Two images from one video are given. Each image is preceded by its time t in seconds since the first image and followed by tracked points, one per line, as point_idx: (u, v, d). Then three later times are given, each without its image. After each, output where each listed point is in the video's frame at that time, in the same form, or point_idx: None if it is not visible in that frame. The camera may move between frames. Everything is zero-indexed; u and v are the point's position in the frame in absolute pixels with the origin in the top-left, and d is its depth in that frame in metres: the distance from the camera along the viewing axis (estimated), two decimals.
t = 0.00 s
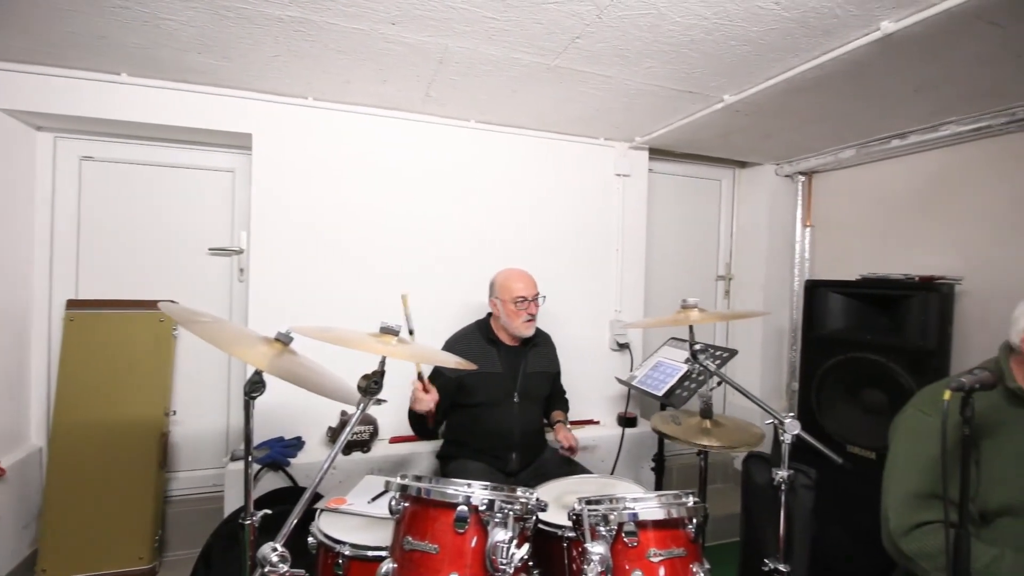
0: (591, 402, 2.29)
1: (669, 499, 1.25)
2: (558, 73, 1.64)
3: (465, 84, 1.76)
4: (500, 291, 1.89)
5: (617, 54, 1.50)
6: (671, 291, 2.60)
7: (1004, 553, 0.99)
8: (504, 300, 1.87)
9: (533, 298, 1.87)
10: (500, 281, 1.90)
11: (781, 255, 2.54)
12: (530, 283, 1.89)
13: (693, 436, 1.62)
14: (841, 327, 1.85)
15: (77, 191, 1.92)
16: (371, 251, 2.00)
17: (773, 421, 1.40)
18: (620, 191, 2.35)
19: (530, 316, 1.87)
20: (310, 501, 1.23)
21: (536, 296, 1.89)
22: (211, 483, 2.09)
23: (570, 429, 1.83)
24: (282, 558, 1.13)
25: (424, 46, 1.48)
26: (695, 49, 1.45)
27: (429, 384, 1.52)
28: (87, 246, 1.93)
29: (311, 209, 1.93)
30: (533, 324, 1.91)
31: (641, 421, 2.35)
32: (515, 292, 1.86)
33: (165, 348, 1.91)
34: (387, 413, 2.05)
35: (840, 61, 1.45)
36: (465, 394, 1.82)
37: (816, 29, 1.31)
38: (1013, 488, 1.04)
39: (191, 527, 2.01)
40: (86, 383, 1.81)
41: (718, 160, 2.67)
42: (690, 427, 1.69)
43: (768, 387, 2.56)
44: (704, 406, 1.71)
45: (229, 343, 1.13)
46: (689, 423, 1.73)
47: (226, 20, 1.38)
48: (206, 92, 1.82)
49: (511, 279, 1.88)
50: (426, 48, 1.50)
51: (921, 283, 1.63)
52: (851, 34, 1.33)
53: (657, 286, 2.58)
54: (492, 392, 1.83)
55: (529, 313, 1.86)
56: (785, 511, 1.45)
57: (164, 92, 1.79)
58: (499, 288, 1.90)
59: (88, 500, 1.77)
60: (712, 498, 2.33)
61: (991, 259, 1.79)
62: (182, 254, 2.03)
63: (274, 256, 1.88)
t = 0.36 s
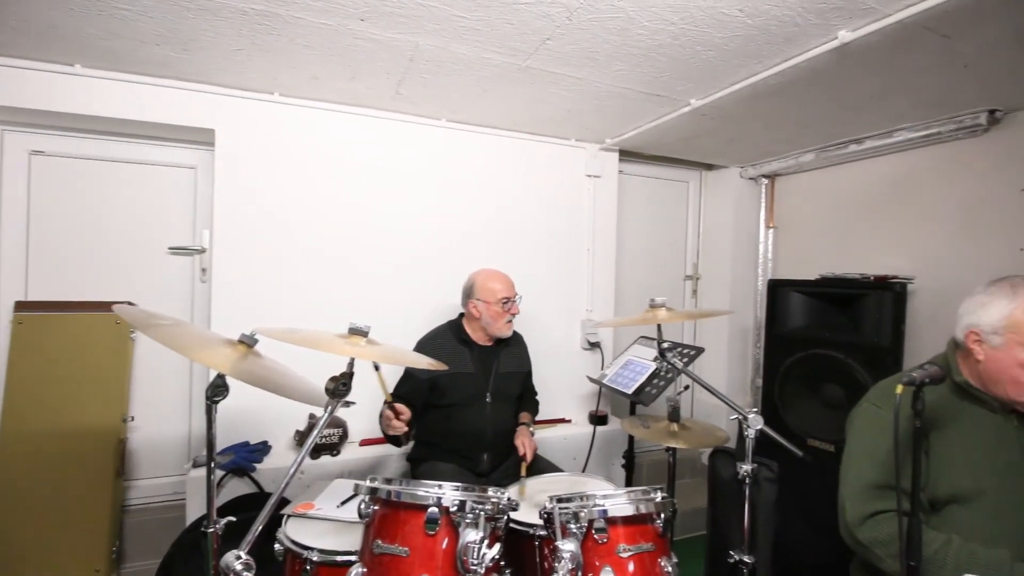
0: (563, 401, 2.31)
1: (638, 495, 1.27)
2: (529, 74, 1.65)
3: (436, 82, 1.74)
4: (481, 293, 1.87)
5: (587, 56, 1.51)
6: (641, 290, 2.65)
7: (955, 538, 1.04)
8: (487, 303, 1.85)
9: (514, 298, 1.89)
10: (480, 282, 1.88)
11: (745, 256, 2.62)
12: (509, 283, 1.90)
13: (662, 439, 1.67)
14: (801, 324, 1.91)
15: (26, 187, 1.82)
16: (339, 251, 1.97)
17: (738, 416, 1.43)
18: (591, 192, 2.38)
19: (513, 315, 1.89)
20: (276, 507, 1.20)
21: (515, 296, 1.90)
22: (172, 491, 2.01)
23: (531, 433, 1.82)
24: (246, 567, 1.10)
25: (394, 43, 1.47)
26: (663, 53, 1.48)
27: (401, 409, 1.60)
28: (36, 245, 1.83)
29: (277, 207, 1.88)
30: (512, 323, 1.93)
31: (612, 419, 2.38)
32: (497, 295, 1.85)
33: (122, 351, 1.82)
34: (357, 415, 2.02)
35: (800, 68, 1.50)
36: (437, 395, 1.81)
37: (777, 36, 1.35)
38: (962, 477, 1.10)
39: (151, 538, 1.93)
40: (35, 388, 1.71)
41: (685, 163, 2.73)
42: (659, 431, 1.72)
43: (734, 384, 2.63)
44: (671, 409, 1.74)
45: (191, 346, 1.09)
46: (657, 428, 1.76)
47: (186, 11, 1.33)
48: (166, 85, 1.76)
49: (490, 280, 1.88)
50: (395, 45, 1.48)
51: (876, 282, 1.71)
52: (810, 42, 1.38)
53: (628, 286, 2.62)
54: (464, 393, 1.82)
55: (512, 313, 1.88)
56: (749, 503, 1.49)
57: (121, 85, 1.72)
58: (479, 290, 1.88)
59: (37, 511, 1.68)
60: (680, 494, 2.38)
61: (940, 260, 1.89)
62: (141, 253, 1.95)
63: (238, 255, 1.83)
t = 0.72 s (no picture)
0: (539, 400, 2.32)
1: (613, 492, 1.28)
2: (505, 74, 1.65)
3: (410, 81, 1.73)
4: (451, 291, 1.87)
5: (562, 57, 1.52)
6: (616, 290, 2.68)
7: (913, 528, 1.07)
8: (454, 301, 1.86)
9: (485, 298, 1.88)
10: (451, 280, 1.89)
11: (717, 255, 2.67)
12: (481, 282, 1.89)
13: (637, 437, 1.69)
14: (769, 322, 1.97)
15: None
16: (312, 250, 1.93)
17: (709, 413, 1.45)
18: (566, 193, 2.39)
19: (482, 315, 1.88)
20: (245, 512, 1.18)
21: (486, 296, 1.89)
22: (137, 498, 1.94)
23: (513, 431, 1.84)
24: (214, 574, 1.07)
25: (367, 40, 1.45)
26: (637, 56, 1.50)
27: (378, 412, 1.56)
28: None
29: (247, 206, 1.83)
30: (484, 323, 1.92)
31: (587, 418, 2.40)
32: (466, 293, 1.85)
33: (83, 354, 1.75)
34: (330, 418, 1.99)
35: (769, 73, 1.53)
36: (413, 396, 1.80)
37: (746, 41, 1.38)
38: (918, 468, 1.14)
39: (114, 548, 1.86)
40: None
41: (659, 164, 2.77)
42: (633, 428, 1.74)
43: (705, 381, 2.69)
44: (645, 406, 1.77)
45: (157, 348, 1.06)
46: (631, 424, 1.78)
47: (150, 3, 1.29)
48: (129, 79, 1.70)
49: (461, 279, 1.88)
50: (369, 42, 1.46)
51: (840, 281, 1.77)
52: (778, 48, 1.42)
53: (603, 285, 2.64)
54: (440, 393, 1.81)
55: (480, 312, 1.87)
56: (720, 498, 1.52)
57: (81, 77, 1.65)
58: (449, 287, 1.89)
59: None
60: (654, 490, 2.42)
61: (900, 259, 1.96)
62: (102, 253, 1.88)
63: (206, 255, 1.78)
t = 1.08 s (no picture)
0: (516, 400, 2.32)
1: (588, 490, 1.29)
2: (481, 74, 1.65)
3: (386, 79, 1.71)
4: (424, 291, 1.87)
5: (539, 58, 1.53)
6: (592, 289, 2.70)
7: (878, 518, 1.11)
8: (427, 301, 1.86)
9: (458, 298, 1.87)
10: (426, 281, 1.88)
11: (690, 255, 2.73)
12: (456, 283, 1.89)
13: (611, 427, 1.70)
14: (741, 321, 2.02)
15: None
16: (284, 250, 1.90)
17: (682, 410, 1.47)
18: (543, 193, 2.40)
19: (454, 315, 1.87)
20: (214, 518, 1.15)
21: (461, 296, 1.89)
22: (101, 507, 1.88)
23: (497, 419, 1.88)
24: None
25: (341, 36, 1.43)
26: (612, 58, 1.51)
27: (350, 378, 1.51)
28: None
29: (217, 204, 1.79)
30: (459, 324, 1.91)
31: (564, 416, 2.41)
32: (438, 292, 1.85)
33: (42, 359, 1.67)
34: (303, 420, 1.95)
35: (739, 77, 1.57)
36: (388, 397, 1.78)
37: (718, 46, 1.41)
38: (883, 461, 1.17)
39: (74, 558, 1.79)
40: None
41: (634, 166, 2.81)
42: (609, 420, 1.77)
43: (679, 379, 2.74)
44: (621, 398, 1.79)
45: (121, 351, 1.02)
46: (606, 416, 1.80)
47: None
48: (92, 72, 1.63)
49: (437, 279, 1.87)
50: (343, 39, 1.44)
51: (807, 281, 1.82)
52: (748, 53, 1.45)
53: (579, 285, 2.66)
54: (416, 394, 1.80)
55: (452, 313, 1.86)
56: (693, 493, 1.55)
57: (39, 69, 1.58)
58: (423, 287, 1.88)
59: None
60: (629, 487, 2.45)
61: (864, 259, 2.03)
62: (63, 253, 1.81)
63: (174, 255, 1.73)
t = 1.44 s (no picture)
0: (494, 400, 2.32)
1: (565, 488, 1.30)
2: (458, 73, 1.64)
3: (361, 76, 1.69)
4: (403, 287, 1.86)
5: (515, 58, 1.53)
6: (569, 289, 2.72)
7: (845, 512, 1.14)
8: (408, 295, 1.84)
9: (439, 292, 1.87)
10: (403, 278, 1.87)
11: (665, 255, 2.77)
12: (435, 278, 1.88)
13: (588, 433, 1.72)
14: (714, 320, 2.06)
15: None
16: (256, 249, 1.86)
17: (656, 409, 1.48)
18: (521, 193, 2.41)
19: (438, 307, 1.87)
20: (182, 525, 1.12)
21: (440, 291, 1.88)
22: (63, 516, 1.81)
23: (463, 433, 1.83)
24: None
25: (315, 32, 1.40)
26: (587, 60, 1.52)
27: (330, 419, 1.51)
28: None
29: (186, 202, 1.74)
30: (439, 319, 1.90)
31: (542, 415, 2.43)
32: (417, 287, 1.84)
33: None
34: (277, 424, 1.91)
35: (712, 81, 1.60)
36: (364, 398, 1.76)
37: (691, 50, 1.44)
38: (851, 456, 1.21)
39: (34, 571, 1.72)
40: None
41: (610, 167, 2.84)
42: (585, 425, 1.78)
43: (655, 377, 2.78)
44: (597, 404, 1.81)
45: (83, 353, 0.98)
46: (584, 422, 1.82)
47: None
48: (52, 64, 1.57)
49: (414, 276, 1.86)
50: (317, 35, 1.42)
51: (777, 281, 1.87)
52: (720, 57, 1.48)
53: (557, 285, 2.68)
54: (392, 395, 1.78)
55: (435, 305, 1.86)
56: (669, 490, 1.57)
57: None
58: (401, 283, 1.87)
59: None
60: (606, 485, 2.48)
61: (832, 260, 2.10)
62: (21, 252, 1.73)
63: (140, 254, 1.68)
